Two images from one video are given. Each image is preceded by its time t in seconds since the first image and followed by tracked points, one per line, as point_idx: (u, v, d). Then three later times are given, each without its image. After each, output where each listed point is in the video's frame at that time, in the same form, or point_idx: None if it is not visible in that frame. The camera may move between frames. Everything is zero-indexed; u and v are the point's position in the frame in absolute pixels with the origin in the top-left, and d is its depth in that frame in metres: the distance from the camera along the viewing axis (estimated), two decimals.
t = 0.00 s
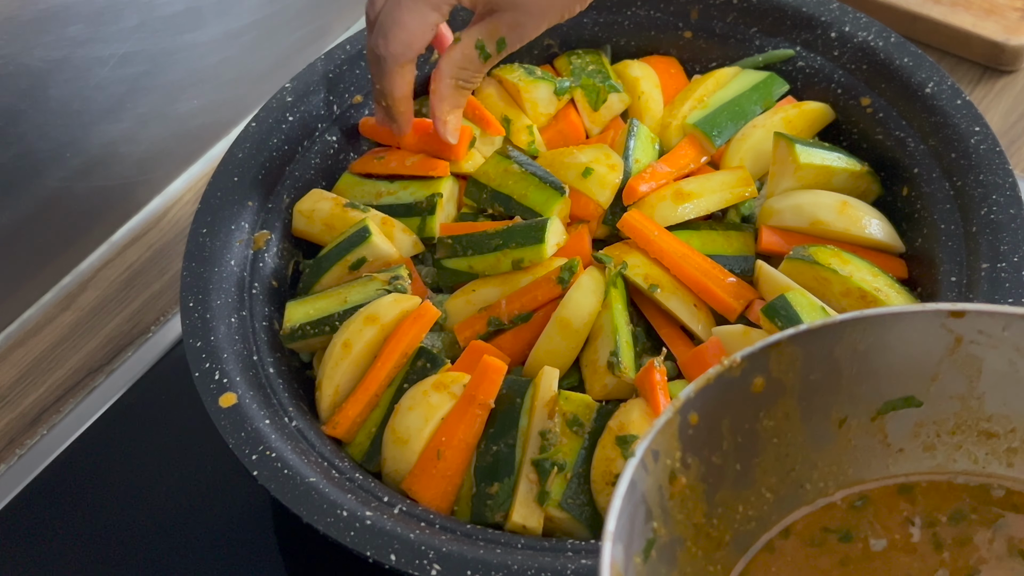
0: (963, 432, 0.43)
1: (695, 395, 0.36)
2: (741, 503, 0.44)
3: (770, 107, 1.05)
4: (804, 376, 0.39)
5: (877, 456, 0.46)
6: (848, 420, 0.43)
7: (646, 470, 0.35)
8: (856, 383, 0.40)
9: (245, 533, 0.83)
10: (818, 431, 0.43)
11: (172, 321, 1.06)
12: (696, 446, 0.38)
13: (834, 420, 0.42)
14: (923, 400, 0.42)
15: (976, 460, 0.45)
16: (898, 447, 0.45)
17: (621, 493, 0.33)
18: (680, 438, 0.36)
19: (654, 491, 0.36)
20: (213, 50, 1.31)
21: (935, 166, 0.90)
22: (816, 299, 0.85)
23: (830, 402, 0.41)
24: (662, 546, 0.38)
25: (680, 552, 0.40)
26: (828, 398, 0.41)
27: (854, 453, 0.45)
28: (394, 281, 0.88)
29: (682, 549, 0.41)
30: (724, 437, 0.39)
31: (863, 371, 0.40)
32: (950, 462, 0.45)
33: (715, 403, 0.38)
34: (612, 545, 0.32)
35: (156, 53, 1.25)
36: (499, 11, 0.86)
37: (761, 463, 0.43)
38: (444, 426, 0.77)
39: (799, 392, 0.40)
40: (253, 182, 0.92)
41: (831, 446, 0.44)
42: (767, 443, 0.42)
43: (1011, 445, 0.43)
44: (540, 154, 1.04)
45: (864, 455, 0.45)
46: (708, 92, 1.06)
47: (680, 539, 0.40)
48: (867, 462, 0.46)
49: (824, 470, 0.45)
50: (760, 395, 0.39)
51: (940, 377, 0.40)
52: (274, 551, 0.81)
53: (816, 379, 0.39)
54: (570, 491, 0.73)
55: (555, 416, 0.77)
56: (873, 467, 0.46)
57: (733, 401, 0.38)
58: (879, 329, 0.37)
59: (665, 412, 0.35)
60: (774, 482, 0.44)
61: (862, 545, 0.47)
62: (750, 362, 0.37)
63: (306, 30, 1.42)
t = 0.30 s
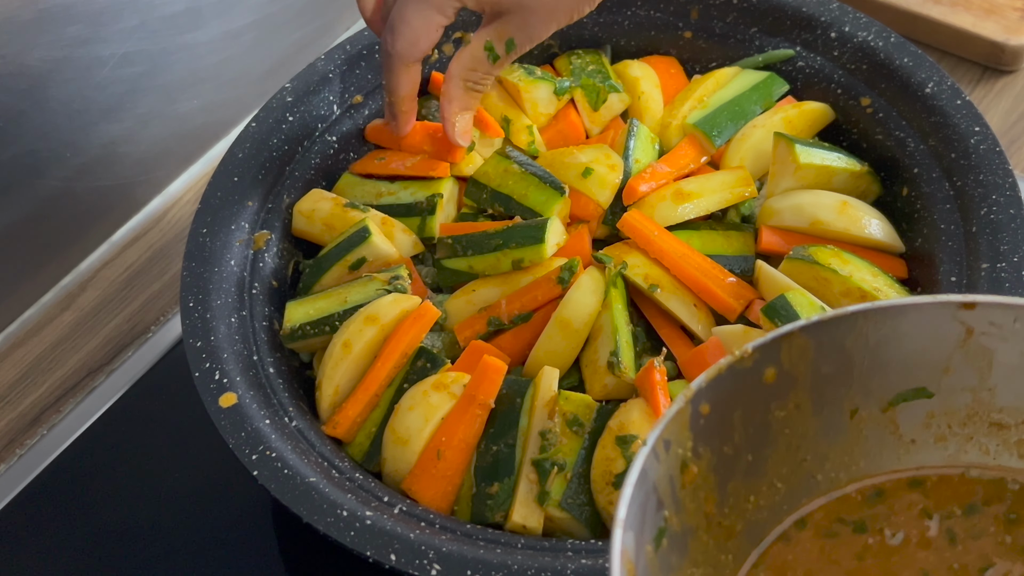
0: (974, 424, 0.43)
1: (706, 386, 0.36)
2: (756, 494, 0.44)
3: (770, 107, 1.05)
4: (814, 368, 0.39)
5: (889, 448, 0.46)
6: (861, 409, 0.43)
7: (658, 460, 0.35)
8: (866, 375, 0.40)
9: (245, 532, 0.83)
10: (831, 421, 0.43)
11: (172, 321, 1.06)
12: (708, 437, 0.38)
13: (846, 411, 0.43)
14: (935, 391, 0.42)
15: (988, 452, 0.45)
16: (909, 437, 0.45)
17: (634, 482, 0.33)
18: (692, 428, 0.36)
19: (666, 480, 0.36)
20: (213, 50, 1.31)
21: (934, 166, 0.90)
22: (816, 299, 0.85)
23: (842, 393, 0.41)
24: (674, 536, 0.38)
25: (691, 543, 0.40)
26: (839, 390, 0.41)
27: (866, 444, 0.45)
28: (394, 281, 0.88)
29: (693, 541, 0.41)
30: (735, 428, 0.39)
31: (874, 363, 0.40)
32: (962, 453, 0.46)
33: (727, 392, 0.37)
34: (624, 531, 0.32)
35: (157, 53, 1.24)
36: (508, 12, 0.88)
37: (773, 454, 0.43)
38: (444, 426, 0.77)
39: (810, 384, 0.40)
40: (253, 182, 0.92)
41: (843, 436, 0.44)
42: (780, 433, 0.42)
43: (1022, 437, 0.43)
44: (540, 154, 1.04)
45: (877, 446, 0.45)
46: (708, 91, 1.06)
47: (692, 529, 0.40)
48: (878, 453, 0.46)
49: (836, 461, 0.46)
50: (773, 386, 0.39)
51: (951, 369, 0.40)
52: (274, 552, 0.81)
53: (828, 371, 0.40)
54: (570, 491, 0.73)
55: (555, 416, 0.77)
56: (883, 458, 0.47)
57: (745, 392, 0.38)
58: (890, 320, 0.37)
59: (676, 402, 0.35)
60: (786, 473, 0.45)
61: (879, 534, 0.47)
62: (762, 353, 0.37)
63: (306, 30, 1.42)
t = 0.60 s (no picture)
0: (987, 404, 0.45)
1: (718, 363, 0.37)
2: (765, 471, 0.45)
3: (770, 107, 1.05)
4: (827, 347, 0.40)
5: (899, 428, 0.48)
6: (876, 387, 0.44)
7: (670, 434, 0.36)
8: (877, 356, 0.42)
9: (245, 532, 0.83)
10: (844, 399, 0.44)
11: (172, 321, 1.06)
12: (719, 412, 0.39)
13: (860, 390, 0.44)
14: (947, 370, 0.43)
15: (999, 434, 0.47)
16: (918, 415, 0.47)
17: (644, 455, 0.34)
18: (704, 403, 0.38)
19: (677, 454, 0.37)
20: (213, 49, 1.30)
21: (934, 166, 0.90)
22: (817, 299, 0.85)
23: (854, 373, 0.43)
24: (684, 509, 0.39)
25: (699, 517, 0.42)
26: (851, 371, 0.42)
27: (877, 422, 0.47)
28: (394, 281, 0.88)
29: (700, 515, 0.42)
30: (746, 405, 0.40)
31: (885, 343, 0.41)
32: (972, 434, 0.48)
33: (741, 368, 0.38)
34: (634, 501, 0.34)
35: (156, 53, 1.24)
36: None
37: (784, 431, 0.44)
38: (444, 426, 0.78)
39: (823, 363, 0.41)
40: (253, 182, 0.92)
41: (856, 414, 0.46)
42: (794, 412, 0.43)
43: None
44: (541, 154, 1.04)
45: (888, 424, 0.47)
46: (708, 91, 1.06)
47: (701, 503, 0.41)
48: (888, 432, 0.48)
49: (846, 438, 0.47)
50: (786, 363, 0.40)
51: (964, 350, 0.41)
52: (275, 551, 0.81)
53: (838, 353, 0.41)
54: (570, 491, 0.73)
55: (555, 416, 0.77)
56: (890, 439, 0.48)
57: (758, 371, 0.39)
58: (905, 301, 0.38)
59: (688, 377, 0.36)
60: (798, 448, 0.46)
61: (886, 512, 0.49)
62: (777, 331, 0.37)
63: (306, 30, 1.42)
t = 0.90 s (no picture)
0: None
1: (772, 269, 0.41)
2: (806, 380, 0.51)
3: (770, 107, 1.05)
4: (875, 273, 0.45)
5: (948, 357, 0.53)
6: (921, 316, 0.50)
7: (717, 331, 0.40)
8: (918, 288, 0.48)
9: (245, 532, 0.83)
10: (893, 324, 0.50)
11: (172, 321, 1.06)
12: (765, 316, 0.44)
13: (911, 318, 0.50)
14: (1000, 307, 0.49)
15: None
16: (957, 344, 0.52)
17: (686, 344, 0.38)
18: (756, 306, 0.42)
19: (721, 351, 0.41)
20: (213, 50, 1.30)
21: (935, 165, 0.90)
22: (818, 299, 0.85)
23: (897, 300, 0.49)
24: (724, 404, 0.44)
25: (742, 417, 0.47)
26: (891, 300, 0.48)
27: (921, 351, 0.53)
28: (394, 281, 0.89)
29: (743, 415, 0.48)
30: (793, 317, 0.46)
31: (924, 275, 0.47)
32: (1018, 370, 0.53)
33: (794, 278, 0.43)
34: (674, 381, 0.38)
35: (156, 53, 1.22)
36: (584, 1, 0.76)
37: (834, 349, 0.50)
38: (444, 426, 0.78)
39: (872, 284, 0.46)
40: (253, 182, 0.92)
41: (904, 339, 0.52)
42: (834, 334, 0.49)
43: None
44: (540, 154, 1.04)
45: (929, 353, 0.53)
46: (708, 92, 1.06)
47: (742, 404, 0.47)
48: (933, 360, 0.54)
49: (893, 364, 0.53)
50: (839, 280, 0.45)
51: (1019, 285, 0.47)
52: (275, 552, 0.81)
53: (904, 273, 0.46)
54: (570, 491, 0.73)
55: (555, 416, 0.77)
56: (937, 369, 0.54)
57: (809, 284, 0.44)
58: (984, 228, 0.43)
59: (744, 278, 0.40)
60: (843, 368, 0.53)
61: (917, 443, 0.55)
62: (834, 247, 0.42)
63: (305, 30, 1.42)
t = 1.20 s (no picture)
0: None
1: (959, 191, 0.45)
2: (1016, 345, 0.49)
3: (770, 107, 1.05)
4: None
5: None
6: None
7: (897, 240, 0.45)
8: None
9: (246, 532, 0.83)
10: None
11: (172, 321, 1.06)
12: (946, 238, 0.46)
13: None
14: None
15: None
16: None
17: (864, 242, 0.43)
18: (937, 227, 0.45)
19: (900, 259, 0.45)
20: (213, 50, 1.29)
21: (934, 165, 0.90)
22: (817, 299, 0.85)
23: None
24: (893, 315, 0.47)
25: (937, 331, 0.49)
26: None
27: None
28: (394, 280, 0.88)
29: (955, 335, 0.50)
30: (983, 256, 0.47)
31: None
32: None
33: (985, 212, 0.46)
34: (845, 269, 0.43)
35: (156, 53, 1.22)
36: None
37: None
38: (444, 426, 0.78)
39: None
40: (253, 182, 0.92)
41: None
42: None
43: None
44: (540, 154, 1.04)
45: None
46: (708, 92, 1.06)
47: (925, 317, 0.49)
48: None
49: None
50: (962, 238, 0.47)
51: None
52: (275, 553, 0.81)
53: None
54: (570, 491, 0.73)
55: (554, 416, 0.77)
56: None
57: (989, 213, 0.46)
58: None
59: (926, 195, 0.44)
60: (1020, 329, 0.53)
61: None
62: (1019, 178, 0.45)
63: (305, 30, 1.42)
